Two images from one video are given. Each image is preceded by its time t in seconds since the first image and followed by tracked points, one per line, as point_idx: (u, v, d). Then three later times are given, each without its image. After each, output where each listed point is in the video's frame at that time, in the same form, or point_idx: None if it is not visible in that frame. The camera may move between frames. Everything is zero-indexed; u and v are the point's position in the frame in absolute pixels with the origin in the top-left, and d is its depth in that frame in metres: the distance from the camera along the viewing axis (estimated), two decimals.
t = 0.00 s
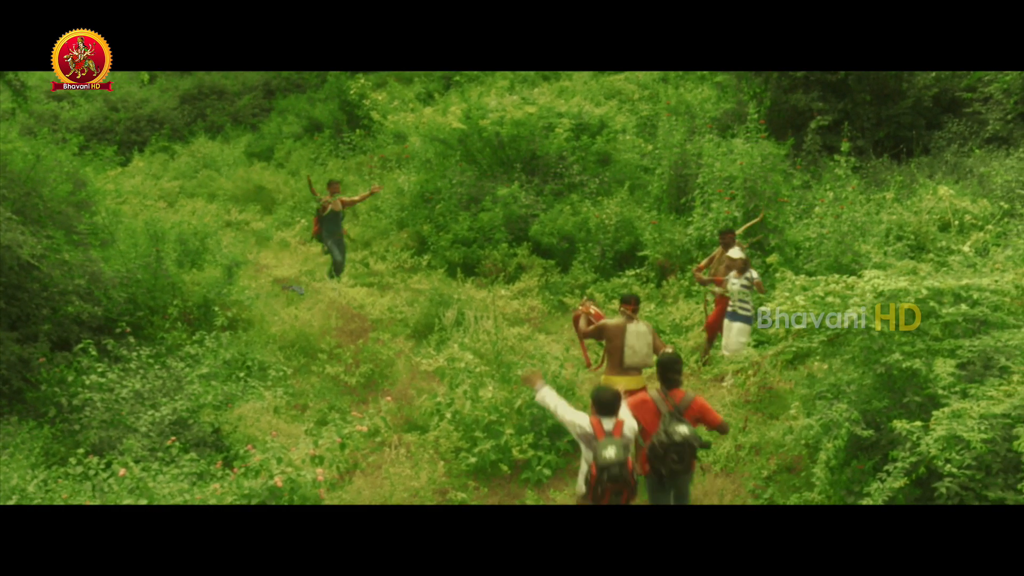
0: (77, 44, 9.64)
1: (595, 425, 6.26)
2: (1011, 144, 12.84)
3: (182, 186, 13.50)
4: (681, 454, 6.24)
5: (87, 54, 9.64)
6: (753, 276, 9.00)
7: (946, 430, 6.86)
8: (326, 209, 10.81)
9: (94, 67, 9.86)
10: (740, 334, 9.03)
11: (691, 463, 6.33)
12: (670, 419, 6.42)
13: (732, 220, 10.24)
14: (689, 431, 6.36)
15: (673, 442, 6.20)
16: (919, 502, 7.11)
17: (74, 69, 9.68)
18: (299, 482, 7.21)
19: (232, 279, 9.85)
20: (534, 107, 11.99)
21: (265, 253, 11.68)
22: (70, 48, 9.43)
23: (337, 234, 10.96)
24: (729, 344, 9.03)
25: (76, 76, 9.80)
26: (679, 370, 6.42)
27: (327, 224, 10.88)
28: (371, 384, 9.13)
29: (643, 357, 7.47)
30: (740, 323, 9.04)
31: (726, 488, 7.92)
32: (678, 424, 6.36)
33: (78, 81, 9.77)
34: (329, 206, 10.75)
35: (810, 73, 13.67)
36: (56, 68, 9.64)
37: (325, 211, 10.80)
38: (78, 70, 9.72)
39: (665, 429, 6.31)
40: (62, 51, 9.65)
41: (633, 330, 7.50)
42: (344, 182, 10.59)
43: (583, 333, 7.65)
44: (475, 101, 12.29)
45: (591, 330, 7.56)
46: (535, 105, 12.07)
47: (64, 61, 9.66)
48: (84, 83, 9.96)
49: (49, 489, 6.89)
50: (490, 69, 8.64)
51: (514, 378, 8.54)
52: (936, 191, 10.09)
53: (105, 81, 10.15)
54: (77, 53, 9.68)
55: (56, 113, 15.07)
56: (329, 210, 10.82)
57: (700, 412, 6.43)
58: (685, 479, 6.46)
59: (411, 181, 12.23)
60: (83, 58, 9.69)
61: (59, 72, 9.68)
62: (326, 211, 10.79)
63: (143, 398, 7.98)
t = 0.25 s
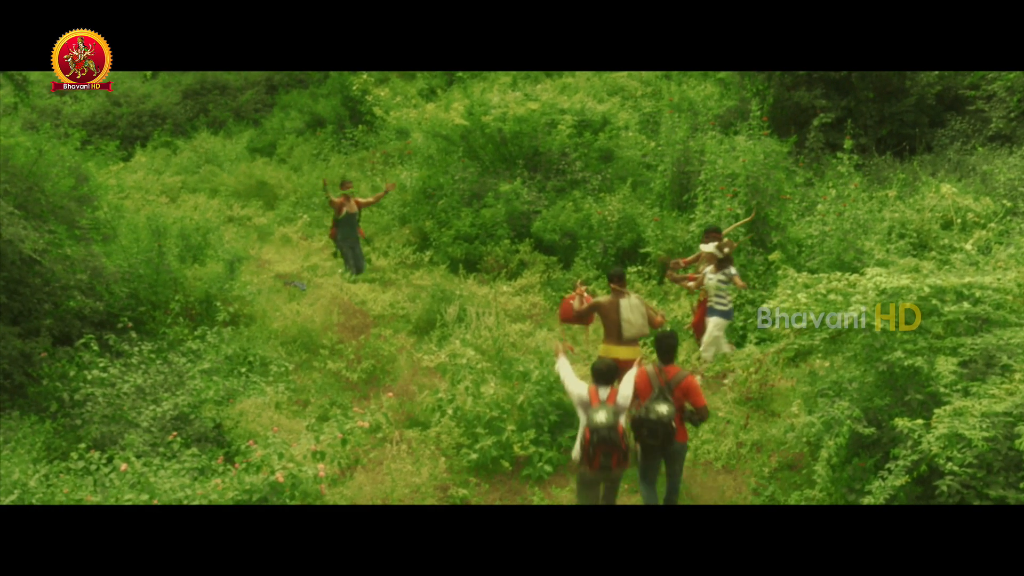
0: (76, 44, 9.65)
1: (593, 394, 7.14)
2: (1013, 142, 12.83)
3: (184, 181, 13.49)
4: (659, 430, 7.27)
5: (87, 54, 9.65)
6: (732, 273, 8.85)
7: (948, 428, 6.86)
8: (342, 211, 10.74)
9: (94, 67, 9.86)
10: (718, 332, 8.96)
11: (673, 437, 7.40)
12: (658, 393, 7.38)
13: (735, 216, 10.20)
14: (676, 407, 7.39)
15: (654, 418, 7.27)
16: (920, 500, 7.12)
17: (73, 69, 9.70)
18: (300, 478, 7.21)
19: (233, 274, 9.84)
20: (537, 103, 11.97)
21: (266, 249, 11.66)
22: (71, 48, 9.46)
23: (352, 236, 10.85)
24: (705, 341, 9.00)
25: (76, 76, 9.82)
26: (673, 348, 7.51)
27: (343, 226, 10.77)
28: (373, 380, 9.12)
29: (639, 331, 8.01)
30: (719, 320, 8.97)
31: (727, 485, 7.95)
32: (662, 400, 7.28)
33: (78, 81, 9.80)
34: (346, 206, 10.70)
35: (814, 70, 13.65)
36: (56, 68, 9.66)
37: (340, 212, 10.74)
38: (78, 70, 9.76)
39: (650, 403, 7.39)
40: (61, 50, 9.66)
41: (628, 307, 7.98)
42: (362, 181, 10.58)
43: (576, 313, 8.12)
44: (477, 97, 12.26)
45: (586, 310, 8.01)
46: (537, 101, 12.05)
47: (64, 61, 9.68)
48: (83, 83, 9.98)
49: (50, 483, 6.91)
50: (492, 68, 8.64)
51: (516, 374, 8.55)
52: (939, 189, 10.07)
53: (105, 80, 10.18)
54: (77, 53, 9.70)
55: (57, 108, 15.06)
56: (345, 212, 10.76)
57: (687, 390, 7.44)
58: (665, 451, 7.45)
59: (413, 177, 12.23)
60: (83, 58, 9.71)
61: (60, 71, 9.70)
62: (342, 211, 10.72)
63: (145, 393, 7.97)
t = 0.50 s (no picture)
0: (76, 44, 9.81)
1: (598, 362, 7.44)
2: (1014, 142, 12.81)
3: (184, 178, 13.49)
4: (648, 397, 7.35)
5: (86, 55, 9.84)
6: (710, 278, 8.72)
7: (948, 427, 6.87)
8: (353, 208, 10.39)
9: (94, 68, 10.05)
10: (697, 333, 8.91)
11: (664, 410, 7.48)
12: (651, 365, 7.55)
13: (735, 215, 10.19)
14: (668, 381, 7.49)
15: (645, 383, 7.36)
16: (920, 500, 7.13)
17: (73, 69, 9.85)
18: (300, 475, 7.21)
19: (233, 271, 9.84)
20: (537, 101, 11.96)
21: (267, 246, 11.66)
22: (72, 49, 9.62)
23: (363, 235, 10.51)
24: (680, 341, 9.02)
25: (76, 76, 9.97)
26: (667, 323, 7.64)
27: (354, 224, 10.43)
28: (373, 378, 9.13)
29: (628, 316, 8.16)
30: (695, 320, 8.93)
31: (727, 484, 7.95)
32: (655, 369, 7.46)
33: (78, 81, 9.95)
34: (359, 203, 10.38)
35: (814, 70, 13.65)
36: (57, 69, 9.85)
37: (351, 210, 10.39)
38: (78, 69, 9.91)
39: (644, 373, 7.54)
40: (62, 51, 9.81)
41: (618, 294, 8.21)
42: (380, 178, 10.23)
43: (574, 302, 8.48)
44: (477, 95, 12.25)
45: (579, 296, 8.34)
46: (538, 99, 12.04)
47: (64, 61, 9.83)
48: (83, 83, 10.15)
49: (50, 480, 6.91)
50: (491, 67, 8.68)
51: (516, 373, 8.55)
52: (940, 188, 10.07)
53: (105, 81, 10.30)
54: (77, 53, 9.86)
55: (58, 104, 15.06)
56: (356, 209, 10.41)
57: (681, 365, 7.55)
58: (656, 425, 7.51)
59: (414, 175, 12.22)
60: (83, 59, 9.87)
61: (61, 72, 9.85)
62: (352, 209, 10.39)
63: (145, 390, 7.97)
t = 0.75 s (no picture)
0: (76, 44, 9.62)
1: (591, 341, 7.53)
2: (1009, 147, 12.83)
3: (180, 178, 13.46)
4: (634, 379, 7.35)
5: (88, 55, 9.71)
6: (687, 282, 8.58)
7: (943, 431, 6.90)
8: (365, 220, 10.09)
9: (94, 68, 9.99)
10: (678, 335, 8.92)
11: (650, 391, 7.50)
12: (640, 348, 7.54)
13: (731, 218, 10.19)
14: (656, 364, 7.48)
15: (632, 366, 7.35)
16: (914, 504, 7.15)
17: (74, 70, 9.73)
18: (295, 476, 7.21)
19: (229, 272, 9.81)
20: (534, 103, 11.96)
21: (263, 247, 11.65)
22: (71, 48, 9.51)
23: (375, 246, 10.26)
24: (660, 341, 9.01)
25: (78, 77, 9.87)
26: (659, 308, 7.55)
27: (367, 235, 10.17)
28: (369, 379, 9.12)
29: (616, 310, 8.29)
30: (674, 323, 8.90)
31: (721, 486, 7.96)
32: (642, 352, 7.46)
33: (80, 82, 9.84)
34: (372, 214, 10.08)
35: (811, 73, 13.69)
36: (57, 70, 9.77)
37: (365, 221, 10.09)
38: (78, 70, 9.82)
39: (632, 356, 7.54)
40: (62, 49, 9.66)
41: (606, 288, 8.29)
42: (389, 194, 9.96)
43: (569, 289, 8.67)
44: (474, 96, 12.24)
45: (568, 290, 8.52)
46: (535, 101, 12.04)
47: (66, 62, 9.70)
48: (85, 83, 10.06)
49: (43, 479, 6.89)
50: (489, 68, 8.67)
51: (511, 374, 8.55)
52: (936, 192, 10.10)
53: (104, 80, 10.19)
54: (78, 53, 9.73)
55: (53, 103, 15.03)
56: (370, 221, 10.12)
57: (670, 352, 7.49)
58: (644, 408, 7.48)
59: (410, 176, 12.25)
60: (84, 59, 9.79)
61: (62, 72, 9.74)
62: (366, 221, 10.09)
63: (140, 389, 7.94)
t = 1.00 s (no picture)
0: (76, 43, 9.76)
1: (579, 322, 7.81)
2: (1003, 149, 12.83)
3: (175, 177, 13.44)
4: (633, 365, 7.43)
5: (87, 54, 9.83)
6: (668, 282, 8.66)
7: (938, 432, 6.93)
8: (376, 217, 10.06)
9: (94, 67, 10.10)
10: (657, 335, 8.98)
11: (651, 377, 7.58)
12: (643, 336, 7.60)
13: (729, 219, 10.18)
14: (657, 351, 7.56)
15: (632, 352, 7.43)
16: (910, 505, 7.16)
17: (73, 68, 9.88)
18: (291, 475, 7.24)
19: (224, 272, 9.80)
20: (531, 102, 11.94)
21: (259, 247, 11.64)
22: (71, 48, 9.59)
23: (384, 243, 10.20)
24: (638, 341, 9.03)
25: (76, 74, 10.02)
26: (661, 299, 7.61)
27: (378, 232, 10.11)
28: (364, 379, 9.11)
29: (609, 308, 8.55)
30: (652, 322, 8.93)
31: (717, 487, 7.96)
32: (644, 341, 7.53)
33: (78, 80, 10.00)
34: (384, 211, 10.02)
35: (809, 74, 13.71)
36: (58, 69, 9.87)
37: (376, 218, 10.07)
38: (77, 69, 9.95)
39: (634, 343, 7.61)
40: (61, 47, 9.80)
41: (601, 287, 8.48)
42: (389, 187, 9.87)
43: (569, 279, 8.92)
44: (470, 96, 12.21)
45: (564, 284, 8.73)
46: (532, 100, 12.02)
47: (63, 60, 9.83)
48: (84, 83, 10.19)
49: (37, 480, 6.87)
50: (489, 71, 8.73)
51: (506, 375, 8.56)
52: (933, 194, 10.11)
53: (105, 80, 10.32)
54: (77, 52, 9.84)
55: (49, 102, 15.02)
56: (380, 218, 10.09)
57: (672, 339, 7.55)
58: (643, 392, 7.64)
59: (405, 176, 12.23)
60: (83, 58, 9.88)
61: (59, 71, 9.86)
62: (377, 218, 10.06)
63: (136, 389, 7.94)
